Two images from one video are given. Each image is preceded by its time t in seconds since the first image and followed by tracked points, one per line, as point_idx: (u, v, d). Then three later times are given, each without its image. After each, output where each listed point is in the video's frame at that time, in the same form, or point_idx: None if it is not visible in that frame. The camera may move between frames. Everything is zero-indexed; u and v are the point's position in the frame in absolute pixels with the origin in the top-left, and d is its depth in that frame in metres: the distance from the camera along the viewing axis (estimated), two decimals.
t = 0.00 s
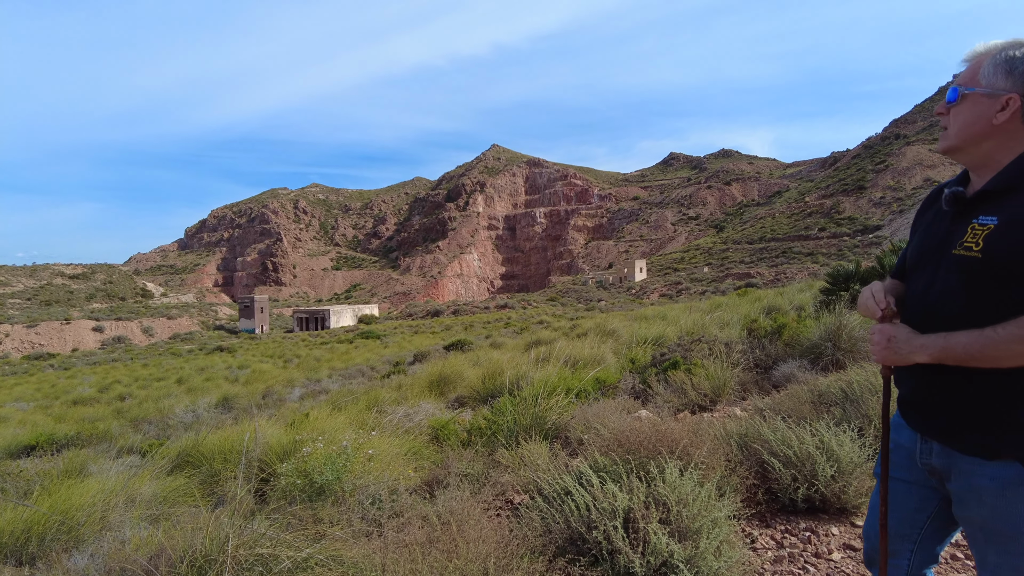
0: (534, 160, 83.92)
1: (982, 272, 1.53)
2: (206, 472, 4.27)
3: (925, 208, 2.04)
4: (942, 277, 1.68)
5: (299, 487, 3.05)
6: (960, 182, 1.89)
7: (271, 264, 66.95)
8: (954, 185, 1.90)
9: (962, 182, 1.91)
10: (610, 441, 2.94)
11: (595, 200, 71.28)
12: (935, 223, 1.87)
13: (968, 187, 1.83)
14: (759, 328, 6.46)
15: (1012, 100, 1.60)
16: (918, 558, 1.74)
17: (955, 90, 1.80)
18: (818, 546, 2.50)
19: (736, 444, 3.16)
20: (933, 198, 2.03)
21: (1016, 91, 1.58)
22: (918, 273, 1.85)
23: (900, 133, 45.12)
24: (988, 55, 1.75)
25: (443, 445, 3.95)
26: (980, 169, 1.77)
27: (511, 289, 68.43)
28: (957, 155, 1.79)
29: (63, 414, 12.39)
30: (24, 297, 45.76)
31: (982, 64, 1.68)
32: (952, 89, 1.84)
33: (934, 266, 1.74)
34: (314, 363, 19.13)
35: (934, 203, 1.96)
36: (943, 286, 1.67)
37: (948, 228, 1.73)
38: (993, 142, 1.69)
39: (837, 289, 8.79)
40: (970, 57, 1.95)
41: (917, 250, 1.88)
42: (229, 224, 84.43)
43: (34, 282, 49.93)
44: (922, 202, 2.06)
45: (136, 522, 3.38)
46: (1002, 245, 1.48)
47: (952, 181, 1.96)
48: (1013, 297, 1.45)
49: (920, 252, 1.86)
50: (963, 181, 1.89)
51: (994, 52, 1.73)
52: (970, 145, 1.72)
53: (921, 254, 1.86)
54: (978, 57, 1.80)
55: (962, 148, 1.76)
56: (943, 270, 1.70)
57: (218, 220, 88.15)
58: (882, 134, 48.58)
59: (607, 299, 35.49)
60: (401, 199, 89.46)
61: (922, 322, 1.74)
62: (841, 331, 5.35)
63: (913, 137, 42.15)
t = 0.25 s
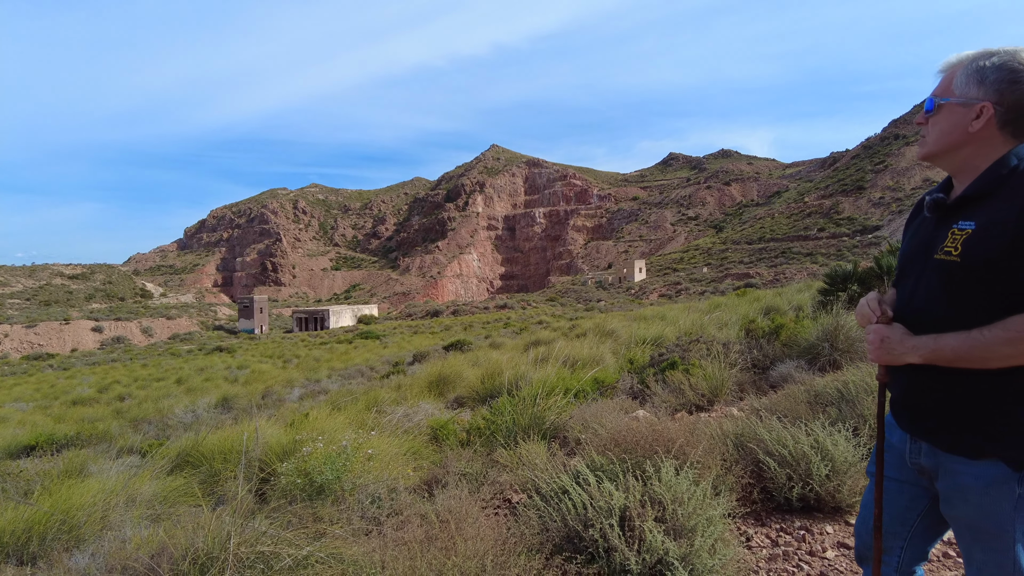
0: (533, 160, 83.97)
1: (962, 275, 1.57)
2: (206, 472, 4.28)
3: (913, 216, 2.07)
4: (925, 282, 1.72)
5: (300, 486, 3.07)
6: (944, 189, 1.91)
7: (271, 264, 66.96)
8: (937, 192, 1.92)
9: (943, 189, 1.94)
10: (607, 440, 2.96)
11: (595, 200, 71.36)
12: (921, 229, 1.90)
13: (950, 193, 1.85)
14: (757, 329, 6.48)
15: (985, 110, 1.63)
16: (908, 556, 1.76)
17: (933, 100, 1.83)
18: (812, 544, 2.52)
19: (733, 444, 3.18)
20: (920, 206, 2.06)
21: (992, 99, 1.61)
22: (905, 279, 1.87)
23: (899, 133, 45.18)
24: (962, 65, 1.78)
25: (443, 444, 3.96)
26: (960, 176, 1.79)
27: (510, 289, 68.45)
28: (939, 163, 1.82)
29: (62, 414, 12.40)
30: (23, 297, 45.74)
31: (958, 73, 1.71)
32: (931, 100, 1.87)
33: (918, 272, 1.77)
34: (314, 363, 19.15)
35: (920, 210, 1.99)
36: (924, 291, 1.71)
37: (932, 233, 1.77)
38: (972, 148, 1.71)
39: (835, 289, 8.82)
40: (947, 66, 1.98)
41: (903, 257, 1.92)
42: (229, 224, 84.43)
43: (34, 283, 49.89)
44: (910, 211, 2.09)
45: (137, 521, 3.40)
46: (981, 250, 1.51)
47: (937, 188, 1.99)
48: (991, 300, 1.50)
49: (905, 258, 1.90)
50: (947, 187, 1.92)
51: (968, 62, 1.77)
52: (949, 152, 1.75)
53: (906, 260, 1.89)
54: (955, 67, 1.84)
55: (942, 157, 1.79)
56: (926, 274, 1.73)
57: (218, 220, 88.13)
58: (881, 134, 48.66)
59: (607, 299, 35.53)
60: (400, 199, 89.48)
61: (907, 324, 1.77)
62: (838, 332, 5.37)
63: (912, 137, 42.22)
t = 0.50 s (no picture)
0: (533, 161, 84.06)
1: (947, 279, 1.62)
2: (207, 472, 4.31)
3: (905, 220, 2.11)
4: (911, 286, 1.78)
5: (301, 485, 3.09)
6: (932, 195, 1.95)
7: (270, 264, 67.00)
8: (924, 199, 1.96)
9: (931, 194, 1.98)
10: (605, 440, 3.00)
11: (594, 201, 71.44)
12: (909, 234, 1.95)
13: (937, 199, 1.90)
14: (754, 330, 6.50)
15: (967, 119, 1.67)
16: (896, 551, 1.79)
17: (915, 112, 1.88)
18: (806, 542, 2.55)
19: (729, 443, 3.21)
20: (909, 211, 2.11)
21: (972, 110, 1.65)
22: (892, 282, 1.93)
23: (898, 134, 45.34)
24: (945, 76, 1.83)
25: (443, 445, 3.98)
26: (944, 183, 1.84)
27: (510, 289, 68.51)
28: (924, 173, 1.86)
29: (62, 414, 12.42)
30: (22, 297, 45.74)
31: (939, 82, 1.75)
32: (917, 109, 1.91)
33: (903, 276, 1.83)
34: (313, 364, 19.17)
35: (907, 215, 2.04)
36: (909, 295, 1.76)
37: (916, 238, 1.83)
38: (954, 158, 1.75)
39: (833, 291, 8.85)
40: (930, 77, 2.02)
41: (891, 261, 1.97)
42: (229, 224, 84.45)
43: (33, 283, 49.89)
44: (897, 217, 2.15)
45: (139, 520, 3.42)
46: (965, 254, 1.57)
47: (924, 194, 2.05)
48: (975, 304, 1.55)
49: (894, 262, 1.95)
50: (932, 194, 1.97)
51: (950, 72, 1.81)
52: (935, 161, 1.78)
53: (896, 265, 1.94)
54: (935, 80, 1.88)
55: (928, 165, 1.82)
56: (912, 278, 1.79)
57: (218, 221, 88.16)
58: (880, 135, 48.78)
59: (606, 300, 35.60)
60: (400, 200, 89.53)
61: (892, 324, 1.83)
62: (836, 333, 5.39)
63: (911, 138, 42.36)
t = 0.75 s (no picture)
0: (532, 164, 84.17)
1: (925, 287, 1.70)
2: (208, 474, 4.34)
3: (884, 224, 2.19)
4: (888, 293, 1.86)
5: (302, 485, 3.12)
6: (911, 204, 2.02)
7: (270, 267, 67.00)
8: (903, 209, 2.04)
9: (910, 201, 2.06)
10: (601, 441, 3.04)
11: (594, 204, 71.47)
12: (888, 242, 2.03)
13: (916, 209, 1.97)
14: (751, 333, 6.54)
15: (944, 137, 1.72)
16: (876, 545, 1.85)
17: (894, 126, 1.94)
18: (797, 541, 2.59)
19: (722, 444, 3.26)
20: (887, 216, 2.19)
21: (946, 129, 1.70)
22: (872, 288, 2.01)
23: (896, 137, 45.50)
24: (922, 90, 1.88)
25: (442, 448, 4.02)
26: (924, 195, 1.90)
27: (510, 292, 68.52)
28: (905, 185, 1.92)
29: (61, 417, 12.43)
30: (21, 300, 45.71)
31: (913, 100, 1.80)
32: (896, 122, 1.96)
33: (881, 282, 1.91)
34: (313, 367, 19.15)
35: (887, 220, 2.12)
36: (889, 302, 1.84)
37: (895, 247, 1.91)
38: (933, 173, 1.80)
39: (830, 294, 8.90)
40: (904, 91, 2.07)
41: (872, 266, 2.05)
42: (228, 227, 84.46)
43: (32, 286, 49.88)
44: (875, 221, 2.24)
45: (141, 522, 3.45)
46: (941, 262, 1.64)
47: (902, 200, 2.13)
48: (951, 311, 1.64)
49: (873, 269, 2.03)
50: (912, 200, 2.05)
51: (926, 88, 1.86)
52: (912, 175, 1.83)
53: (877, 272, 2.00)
54: (912, 94, 1.93)
55: (906, 178, 1.88)
56: (891, 285, 1.86)
57: (217, 223, 88.18)
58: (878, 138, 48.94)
59: (605, 303, 35.63)
60: (399, 203, 89.60)
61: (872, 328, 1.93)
62: (832, 336, 5.44)
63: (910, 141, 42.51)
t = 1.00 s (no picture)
0: (532, 168, 84.42)
1: (896, 293, 1.79)
2: (209, 477, 4.38)
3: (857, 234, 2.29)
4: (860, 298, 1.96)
5: (304, 484, 3.18)
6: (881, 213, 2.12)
7: (269, 271, 67.08)
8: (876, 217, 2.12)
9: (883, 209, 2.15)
10: (597, 441, 3.09)
11: (593, 208, 71.65)
12: (863, 249, 2.12)
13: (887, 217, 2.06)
14: (747, 336, 6.59)
15: (913, 149, 1.80)
16: (855, 537, 1.92)
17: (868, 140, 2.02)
18: (785, 538, 2.64)
19: (714, 445, 3.32)
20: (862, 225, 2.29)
21: (916, 142, 1.78)
22: (848, 293, 2.09)
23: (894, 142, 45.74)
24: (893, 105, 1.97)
25: (441, 449, 4.06)
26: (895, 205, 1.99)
27: (509, 296, 68.60)
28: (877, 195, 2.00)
29: (61, 421, 12.45)
30: (21, 304, 45.72)
31: (886, 114, 1.88)
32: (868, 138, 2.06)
33: (854, 290, 2.01)
34: (312, 370, 19.19)
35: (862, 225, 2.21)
36: (859, 308, 1.94)
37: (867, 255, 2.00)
38: (904, 184, 1.88)
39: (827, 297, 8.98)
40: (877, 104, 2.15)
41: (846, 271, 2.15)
42: (228, 231, 84.55)
43: (32, 290, 49.93)
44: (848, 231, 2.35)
45: (143, 523, 3.50)
46: (909, 270, 1.73)
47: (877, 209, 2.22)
48: (915, 313, 1.73)
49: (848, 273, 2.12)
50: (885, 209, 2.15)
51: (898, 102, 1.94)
52: (887, 186, 1.90)
53: (852, 277, 2.08)
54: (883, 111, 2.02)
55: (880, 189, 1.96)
56: (863, 291, 1.95)
57: (217, 227, 88.26)
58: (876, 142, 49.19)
59: (604, 306, 35.72)
60: (399, 207, 89.78)
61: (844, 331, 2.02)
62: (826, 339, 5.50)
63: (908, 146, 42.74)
